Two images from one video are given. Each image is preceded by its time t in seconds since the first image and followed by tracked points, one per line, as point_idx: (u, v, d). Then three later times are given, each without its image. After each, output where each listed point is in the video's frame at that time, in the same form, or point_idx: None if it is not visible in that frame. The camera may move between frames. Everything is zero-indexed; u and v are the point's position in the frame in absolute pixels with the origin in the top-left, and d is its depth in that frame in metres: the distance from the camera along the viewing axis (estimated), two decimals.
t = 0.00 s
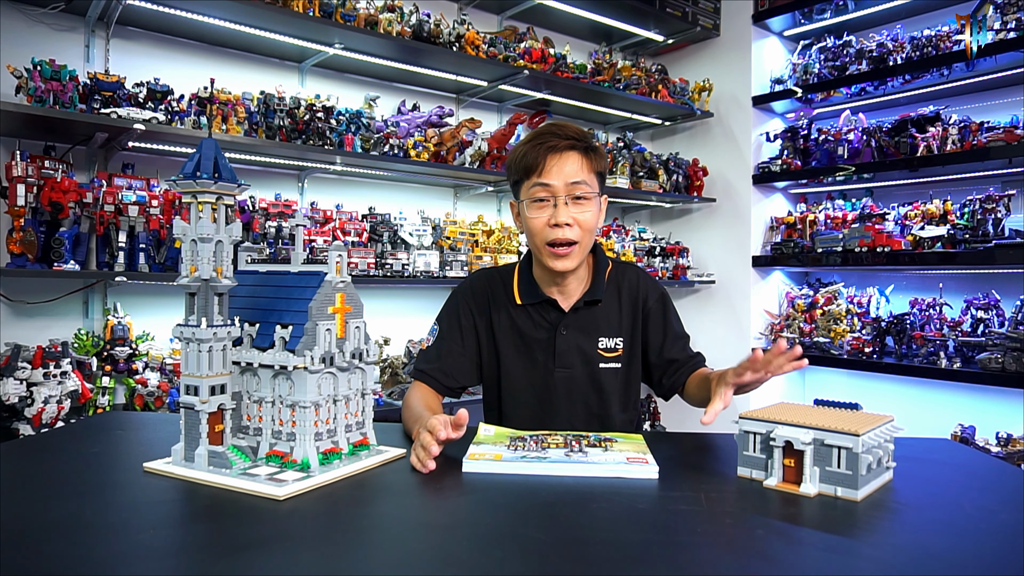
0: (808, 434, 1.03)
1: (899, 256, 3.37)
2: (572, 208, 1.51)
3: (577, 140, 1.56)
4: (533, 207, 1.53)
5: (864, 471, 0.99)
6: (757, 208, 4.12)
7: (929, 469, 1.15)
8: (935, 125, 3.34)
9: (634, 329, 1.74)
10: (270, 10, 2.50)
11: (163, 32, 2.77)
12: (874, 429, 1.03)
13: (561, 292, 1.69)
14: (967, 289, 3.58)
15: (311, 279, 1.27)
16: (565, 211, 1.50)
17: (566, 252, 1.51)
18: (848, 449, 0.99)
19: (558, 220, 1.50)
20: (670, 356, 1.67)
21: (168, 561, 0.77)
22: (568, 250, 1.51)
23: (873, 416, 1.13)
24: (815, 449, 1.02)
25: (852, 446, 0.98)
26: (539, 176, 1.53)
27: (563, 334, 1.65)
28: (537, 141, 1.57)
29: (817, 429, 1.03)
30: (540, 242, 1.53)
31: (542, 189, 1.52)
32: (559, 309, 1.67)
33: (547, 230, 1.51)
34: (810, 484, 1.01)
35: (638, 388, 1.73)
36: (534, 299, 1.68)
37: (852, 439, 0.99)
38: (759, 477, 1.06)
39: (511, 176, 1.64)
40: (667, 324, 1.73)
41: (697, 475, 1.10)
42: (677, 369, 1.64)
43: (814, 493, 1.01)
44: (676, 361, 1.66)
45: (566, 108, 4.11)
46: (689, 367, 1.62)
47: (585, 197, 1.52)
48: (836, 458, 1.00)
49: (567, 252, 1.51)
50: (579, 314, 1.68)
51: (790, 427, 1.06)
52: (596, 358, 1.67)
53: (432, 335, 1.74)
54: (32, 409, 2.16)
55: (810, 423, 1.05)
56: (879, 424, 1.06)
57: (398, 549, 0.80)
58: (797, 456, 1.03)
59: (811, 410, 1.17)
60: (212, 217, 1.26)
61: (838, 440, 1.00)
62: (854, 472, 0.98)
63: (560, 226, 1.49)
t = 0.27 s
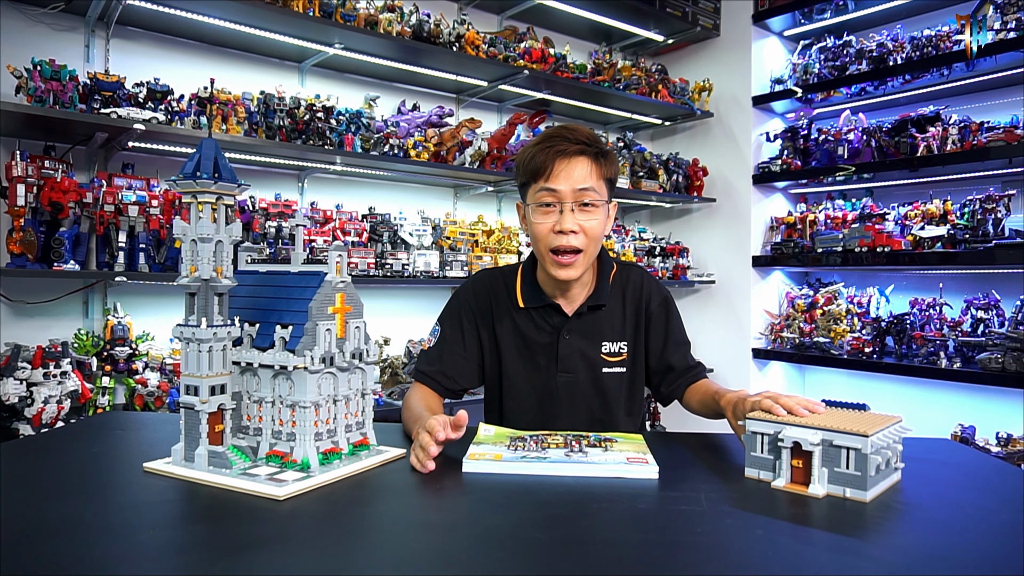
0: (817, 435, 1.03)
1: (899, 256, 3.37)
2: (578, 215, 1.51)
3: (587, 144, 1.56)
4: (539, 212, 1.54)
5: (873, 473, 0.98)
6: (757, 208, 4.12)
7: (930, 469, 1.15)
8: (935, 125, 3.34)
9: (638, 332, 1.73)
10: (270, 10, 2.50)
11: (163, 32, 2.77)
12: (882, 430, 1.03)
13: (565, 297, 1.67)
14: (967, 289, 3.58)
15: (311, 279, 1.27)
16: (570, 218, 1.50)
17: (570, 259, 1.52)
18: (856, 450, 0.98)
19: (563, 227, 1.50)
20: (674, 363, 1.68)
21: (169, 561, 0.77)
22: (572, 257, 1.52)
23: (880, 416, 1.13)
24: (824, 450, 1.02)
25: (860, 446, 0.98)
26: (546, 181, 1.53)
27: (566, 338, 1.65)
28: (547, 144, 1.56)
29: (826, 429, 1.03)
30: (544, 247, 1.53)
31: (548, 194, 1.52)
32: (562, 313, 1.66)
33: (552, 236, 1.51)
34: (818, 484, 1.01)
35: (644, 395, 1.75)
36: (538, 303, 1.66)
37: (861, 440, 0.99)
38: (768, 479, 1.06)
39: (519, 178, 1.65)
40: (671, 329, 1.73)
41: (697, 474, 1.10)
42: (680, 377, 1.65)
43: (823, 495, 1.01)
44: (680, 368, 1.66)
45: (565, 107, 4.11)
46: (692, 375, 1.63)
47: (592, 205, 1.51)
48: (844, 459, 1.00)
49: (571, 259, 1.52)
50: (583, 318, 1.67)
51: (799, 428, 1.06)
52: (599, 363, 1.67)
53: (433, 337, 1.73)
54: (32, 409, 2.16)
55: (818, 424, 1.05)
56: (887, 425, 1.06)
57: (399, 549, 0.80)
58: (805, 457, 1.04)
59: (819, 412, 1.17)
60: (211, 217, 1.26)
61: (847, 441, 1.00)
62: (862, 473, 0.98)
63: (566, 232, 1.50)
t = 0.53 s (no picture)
0: (841, 437, 1.03)
1: (899, 256, 3.37)
2: (576, 222, 1.50)
3: (588, 150, 1.57)
4: (538, 218, 1.54)
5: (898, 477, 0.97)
6: (757, 207, 4.12)
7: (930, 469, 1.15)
8: (935, 125, 3.34)
9: (639, 334, 1.73)
10: (270, 10, 2.50)
11: (163, 32, 2.77)
12: (909, 433, 1.02)
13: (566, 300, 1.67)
14: (967, 289, 3.58)
15: (311, 279, 1.27)
16: (568, 224, 1.50)
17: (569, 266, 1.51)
18: (882, 452, 0.97)
19: (561, 233, 1.50)
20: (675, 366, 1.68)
21: (169, 561, 0.77)
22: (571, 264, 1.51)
23: (907, 419, 1.12)
24: (848, 454, 1.01)
25: (887, 449, 0.97)
26: (546, 186, 1.53)
27: (567, 341, 1.65)
28: (547, 150, 1.57)
29: (852, 432, 1.03)
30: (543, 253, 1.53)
31: (547, 200, 1.52)
32: (563, 316, 1.66)
33: (550, 243, 1.51)
34: (844, 488, 1.00)
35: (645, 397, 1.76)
36: (539, 306, 1.66)
37: (886, 443, 0.98)
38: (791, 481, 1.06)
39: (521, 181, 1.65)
40: (671, 332, 1.73)
41: (697, 474, 1.10)
42: (681, 380, 1.66)
43: (848, 498, 1.00)
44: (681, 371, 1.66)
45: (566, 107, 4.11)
46: (692, 379, 1.63)
47: (591, 212, 1.50)
48: (870, 462, 0.99)
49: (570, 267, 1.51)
50: (583, 322, 1.67)
51: (824, 430, 1.06)
52: (600, 366, 1.67)
53: (433, 337, 1.73)
54: (32, 409, 2.16)
55: (843, 426, 1.05)
56: (914, 429, 1.05)
57: (398, 549, 0.80)
58: (830, 460, 1.03)
59: (841, 415, 1.16)
60: (211, 217, 1.26)
61: (872, 443, 0.99)
62: (890, 476, 0.97)
63: (563, 239, 1.49)
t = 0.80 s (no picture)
0: (853, 438, 1.02)
1: (899, 256, 3.37)
2: (581, 225, 1.50)
3: (591, 152, 1.56)
4: (542, 222, 1.54)
5: (911, 477, 0.97)
6: (757, 208, 4.12)
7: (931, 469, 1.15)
8: (935, 125, 3.34)
9: (639, 334, 1.73)
10: (270, 10, 2.50)
11: (163, 32, 2.78)
12: (920, 433, 1.02)
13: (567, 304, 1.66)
14: (967, 289, 3.58)
15: (311, 279, 1.27)
16: (574, 227, 1.49)
17: (573, 270, 1.51)
18: (894, 452, 0.97)
19: (566, 237, 1.49)
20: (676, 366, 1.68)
21: (169, 561, 0.77)
22: (575, 267, 1.51)
23: (913, 419, 1.12)
24: (860, 455, 1.01)
25: (899, 449, 0.97)
26: (549, 189, 1.53)
27: (568, 342, 1.65)
28: (549, 153, 1.56)
29: (863, 432, 1.02)
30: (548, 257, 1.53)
31: (551, 204, 1.52)
32: (564, 318, 1.66)
33: (555, 246, 1.50)
34: (855, 488, 1.00)
35: (647, 397, 1.76)
36: (539, 307, 1.66)
37: (899, 444, 0.97)
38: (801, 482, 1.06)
39: (522, 186, 1.64)
40: (672, 332, 1.73)
41: (697, 474, 1.10)
42: (682, 380, 1.66)
43: (859, 498, 1.00)
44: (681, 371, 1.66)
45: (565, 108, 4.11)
46: (693, 379, 1.63)
47: (595, 214, 1.51)
48: (881, 462, 0.99)
49: (575, 270, 1.50)
50: (584, 323, 1.67)
51: (834, 431, 1.05)
52: (601, 366, 1.67)
53: (433, 339, 1.73)
54: (32, 409, 2.16)
55: (854, 426, 1.05)
56: (925, 428, 1.05)
57: (399, 549, 0.80)
58: (842, 461, 1.03)
59: (849, 413, 1.16)
60: (211, 217, 1.26)
61: (884, 444, 0.99)
62: (902, 477, 0.97)
63: (569, 242, 1.49)
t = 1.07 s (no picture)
0: (852, 438, 1.02)
1: (899, 256, 3.36)
2: (580, 221, 1.51)
3: (587, 150, 1.56)
4: (540, 218, 1.54)
5: (911, 477, 0.97)
6: (757, 208, 4.12)
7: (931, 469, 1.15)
8: (935, 125, 3.34)
9: (639, 334, 1.73)
10: (270, 10, 2.50)
11: (163, 32, 2.77)
12: (920, 433, 1.02)
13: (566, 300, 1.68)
14: (967, 289, 3.58)
15: (311, 279, 1.27)
16: (572, 224, 1.50)
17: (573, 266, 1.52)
18: (894, 452, 0.97)
19: (565, 234, 1.50)
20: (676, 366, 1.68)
21: (169, 561, 0.77)
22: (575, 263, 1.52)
23: (913, 419, 1.12)
24: (859, 455, 1.01)
25: (899, 449, 0.97)
26: (546, 188, 1.53)
27: (568, 342, 1.65)
28: (547, 150, 1.56)
29: (863, 433, 1.02)
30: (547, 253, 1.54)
31: (549, 201, 1.52)
32: (564, 317, 1.66)
33: (554, 243, 1.52)
34: (855, 488, 1.00)
35: (647, 396, 1.76)
36: (539, 307, 1.66)
37: (899, 444, 0.97)
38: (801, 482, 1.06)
39: (519, 182, 1.64)
40: (673, 332, 1.73)
41: (697, 474, 1.10)
42: (682, 379, 1.66)
43: (859, 498, 1.00)
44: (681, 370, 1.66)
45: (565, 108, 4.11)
46: (694, 378, 1.63)
47: (593, 211, 1.51)
48: (881, 462, 0.99)
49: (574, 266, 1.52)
50: (584, 322, 1.67)
51: (834, 431, 1.05)
52: (601, 365, 1.67)
53: (433, 338, 1.73)
54: (32, 409, 2.16)
55: (854, 426, 1.04)
56: (925, 428, 1.05)
57: (398, 549, 0.80)
58: (841, 460, 1.03)
59: (849, 413, 1.16)
60: (211, 218, 1.26)
61: (884, 444, 0.99)
62: (901, 477, 0.97)
63: (568, 239, 1.50)
